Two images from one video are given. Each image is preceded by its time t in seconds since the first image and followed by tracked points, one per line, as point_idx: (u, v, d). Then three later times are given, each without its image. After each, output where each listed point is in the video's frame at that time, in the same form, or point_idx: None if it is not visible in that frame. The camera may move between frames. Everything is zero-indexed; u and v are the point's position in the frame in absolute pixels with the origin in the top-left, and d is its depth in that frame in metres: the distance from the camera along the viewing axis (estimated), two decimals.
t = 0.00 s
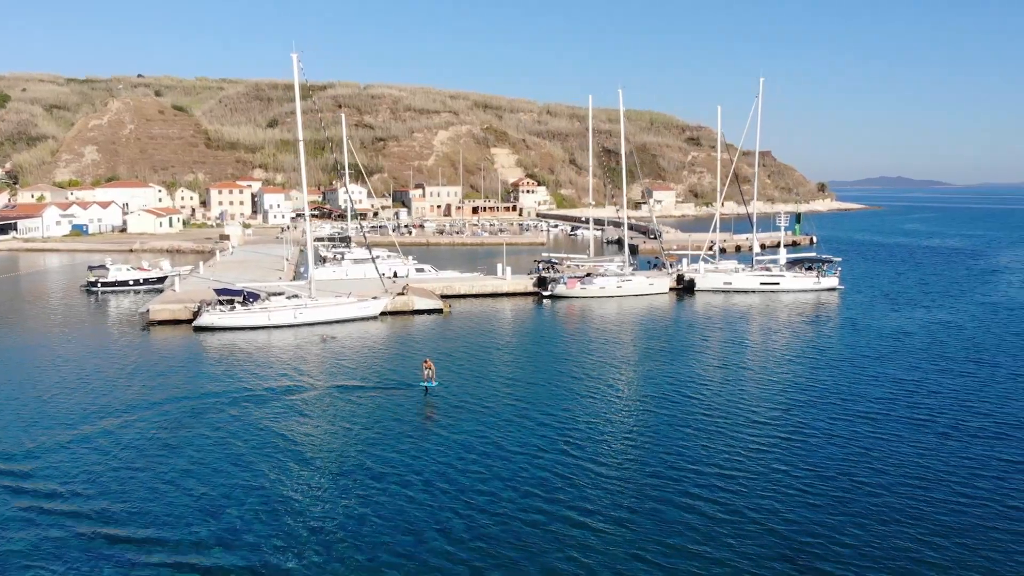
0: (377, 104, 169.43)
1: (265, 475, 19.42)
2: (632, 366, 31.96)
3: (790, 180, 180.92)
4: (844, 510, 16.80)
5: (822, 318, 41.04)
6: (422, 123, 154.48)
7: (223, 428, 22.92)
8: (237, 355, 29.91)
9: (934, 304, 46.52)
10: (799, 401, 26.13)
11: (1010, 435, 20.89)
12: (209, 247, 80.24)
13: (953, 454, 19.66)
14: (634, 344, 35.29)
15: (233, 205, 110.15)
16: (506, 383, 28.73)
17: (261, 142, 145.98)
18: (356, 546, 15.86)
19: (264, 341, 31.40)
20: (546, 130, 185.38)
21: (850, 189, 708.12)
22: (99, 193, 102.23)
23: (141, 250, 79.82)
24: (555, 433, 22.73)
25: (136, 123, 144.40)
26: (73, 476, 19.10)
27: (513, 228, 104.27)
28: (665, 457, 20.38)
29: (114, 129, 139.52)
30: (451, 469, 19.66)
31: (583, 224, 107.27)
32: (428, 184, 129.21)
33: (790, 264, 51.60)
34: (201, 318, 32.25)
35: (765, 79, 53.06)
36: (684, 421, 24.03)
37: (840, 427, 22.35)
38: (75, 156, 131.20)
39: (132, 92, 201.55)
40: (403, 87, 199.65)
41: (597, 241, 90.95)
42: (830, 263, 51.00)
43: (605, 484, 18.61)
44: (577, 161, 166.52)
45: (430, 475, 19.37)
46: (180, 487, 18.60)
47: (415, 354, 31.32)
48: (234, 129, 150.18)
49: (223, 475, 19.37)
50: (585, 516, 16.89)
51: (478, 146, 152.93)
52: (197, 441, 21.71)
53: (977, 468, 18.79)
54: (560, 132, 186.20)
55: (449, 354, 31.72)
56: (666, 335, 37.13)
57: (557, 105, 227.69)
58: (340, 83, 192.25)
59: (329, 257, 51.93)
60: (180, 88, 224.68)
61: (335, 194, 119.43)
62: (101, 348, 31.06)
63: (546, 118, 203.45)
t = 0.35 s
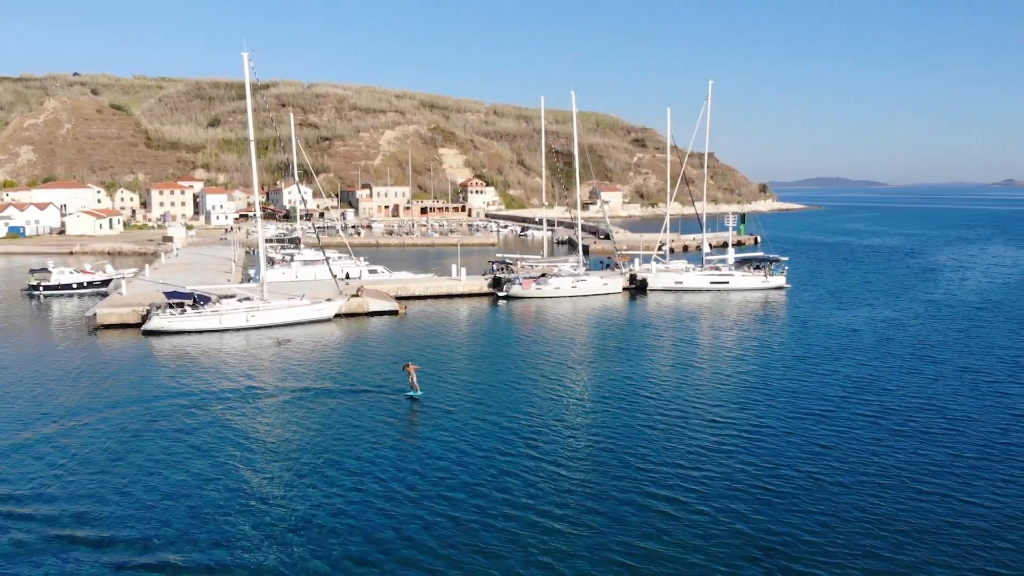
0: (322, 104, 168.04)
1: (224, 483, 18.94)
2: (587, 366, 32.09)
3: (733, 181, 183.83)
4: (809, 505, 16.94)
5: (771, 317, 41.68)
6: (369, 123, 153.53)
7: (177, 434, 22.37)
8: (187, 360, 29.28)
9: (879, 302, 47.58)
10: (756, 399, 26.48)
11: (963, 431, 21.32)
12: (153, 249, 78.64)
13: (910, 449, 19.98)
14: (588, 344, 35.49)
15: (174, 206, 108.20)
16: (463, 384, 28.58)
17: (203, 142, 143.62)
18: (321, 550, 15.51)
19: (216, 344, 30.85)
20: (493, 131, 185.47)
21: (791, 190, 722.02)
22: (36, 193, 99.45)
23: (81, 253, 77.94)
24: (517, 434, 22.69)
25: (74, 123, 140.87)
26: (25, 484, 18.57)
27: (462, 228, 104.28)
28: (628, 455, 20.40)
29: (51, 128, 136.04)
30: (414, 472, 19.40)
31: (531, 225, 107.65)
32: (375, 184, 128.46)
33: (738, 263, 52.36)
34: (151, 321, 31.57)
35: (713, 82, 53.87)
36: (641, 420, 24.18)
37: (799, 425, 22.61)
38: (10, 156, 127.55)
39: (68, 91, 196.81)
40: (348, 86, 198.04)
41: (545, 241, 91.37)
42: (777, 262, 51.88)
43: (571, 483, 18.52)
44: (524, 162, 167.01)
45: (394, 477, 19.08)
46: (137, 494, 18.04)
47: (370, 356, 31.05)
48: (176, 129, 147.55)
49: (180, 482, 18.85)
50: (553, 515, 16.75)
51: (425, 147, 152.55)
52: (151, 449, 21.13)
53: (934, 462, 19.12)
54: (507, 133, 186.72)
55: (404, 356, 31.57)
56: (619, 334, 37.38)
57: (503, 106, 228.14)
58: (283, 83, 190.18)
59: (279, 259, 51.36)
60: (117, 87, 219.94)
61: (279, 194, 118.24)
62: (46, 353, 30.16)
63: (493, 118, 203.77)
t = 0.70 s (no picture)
0: (284, 103, 166.74)
1: (200, 488, 18.57)
2: (560, 366, 32.17)
3: (696, 181, 185.41)
4: (790, 502, 17.03)
5: (738, 317, 42.07)
6: (332, 122, 152.59)
7: (148, 439, 21.99)
8: (155, 363, 28.87)
9: (843, 301, 48.24)
10: (728, 397, 26.72)
11: (934, 428, 21.60)
12: (114, 251, 77.48)
13: (885, 447, 20.17)
14: (559, 344, 35.59)
15: (134, 206, 106.60)
16: (433, 385, 28.53)
17: (163, 142, 141.73)
18: (303, 555, 15.28)
19: (185, 347, 30.51)
20: (457, 131, 185.13)
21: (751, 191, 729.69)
22: None
23: (40, 254, 76.52)
24: (494, 435, 22.64)
25: (30, 122, 138.23)
26: None
27: (427, 229, 104.00)
28: (606, 455, 20.39)
29: (6, 127, 133.44)
30: (393, 474, 19.17)
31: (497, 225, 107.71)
32: (339, 184, 127.69)
33: (705, 263, 52.79)
34: (118, 324, 31.10)
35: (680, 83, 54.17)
36: (617, 420, 24.28)
37: (773, 421, 22.75)
38: None
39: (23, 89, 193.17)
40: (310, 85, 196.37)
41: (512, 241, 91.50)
42: (744, 261, 52.39)
43: (553, 483, 18.46)
44: (489, 162, 167.04)
45: (373, 480, 18.85)
46: (109, 502, 17.63)
47: (342, 358, 30.85)
48: (135, 129, 145.51)
49: (154, 488, 18.48)
50: (538, 516, 16.66)
51: (389, 146, 151.95)
52: (120, 454, 20.71)
53: (908, 459, 19.33)
54: (471, 133, 186.62)
55: (376, 357, 31.41)
56: (590, 334, 37.54)
57: (467, 106, 227.94)
58: (245, 82, 188.37)
59: (247, 261, 50.89)
60: (73, 86, 216.32)
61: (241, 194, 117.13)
62: (8, 356, 29.54)
63: (457, 118, 203.68)
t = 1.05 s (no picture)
0: (260, 103, 165.91)
1: (191, 491, 18.42)
2: (547, 367, 32.17)
3: (674, 181, 186.14)
4: (782, 500, 17.13)
5: (721, 316, 42.27)
6: (309, 122, 151.96)
7: (136, 441, 21.82)
8: (140, 364, 28.65)
9: (824, 301, 48.56)
10: (715, 396, 26.86)
11: (921, 427, 21.79)
12: (91, 252, 76.78)
13: (874, 446, 20.32)
14: (544, 344, 35.63)
15: (109, 206, 105.56)
16: (420, 386, 28.46)
17: (139, 142, 140.63)
18: (299, 558, 15.16)
19: (170, 348, 30.31)
20: (435, 131, 184.86)
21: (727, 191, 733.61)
22: None
23: (16, 255, 75.67)
24: (484, 435, 22.60)
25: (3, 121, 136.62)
26: None
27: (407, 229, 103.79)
28: (598, 454, 20.43)
29: None
30: (385, 476, 19.09)
31: (477, 226, 107.69)
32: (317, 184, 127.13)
33: (688, 263, 53.03)
34: (102, 326, 30.85)
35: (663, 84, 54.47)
36: (606, 420, 24.31)
37: (762, 421, 22.86)
38: None
39: None
40: (287, 84, 195.38)
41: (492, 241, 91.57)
42: (727, 261, 52.66)
43: (546, 483, 18.45)
44: (468, 162, 166.97)
45: (365, 481, 18.75)
46: (99, 506, 17.44)
47: (328, 359, 30.72)
48: (110, 128, 144.25)
49: (145, 491, 18.31)
50: (532, 517, 16.64)
51: (368, 146, 151.51)
52: (109, 457, 20.54)
53: (898, 458, 19.48)
54: (450, 132, 186.44)
55: (362, 359, 31.27)
56: (575, 334, 37.61)
57: (445, 106, 227.66)
58: (221, 81, 187.16)
59: (228, 261, 50.64)
60: (46, 85, 214.07)
61: (218, 194, 116.48)
62: None
63: (435, 118, 203.42)
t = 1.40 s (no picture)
0: (248, 103, 165.44)
1: (193, 494, 18.33)
2: (541, 367, 32.17)
3: (664, 181, 186.43)
4: (787, 501, 17.20)
5: (715, 316, 42.38)
6: (298, 122, 151.63)
7: (136, 443, 21.74)
8: (136, 366, 28.54)
9: (817, 301, 48.74)
10: (713, 396, 26.96)
11: (919, 426, 21.92)
12: (79, 253, 76.39)
13: (875, 447, 20.39)
14: (538, 345, 35.66)
15: (96, 207, 105.03)
16: (418, 385, 28.47)
17: (126, 142, 140.02)
18: (306, 561, 15.08)
19: (166, 349, 30.23)
20: (424, 132, 184.64)
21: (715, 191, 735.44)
22: None
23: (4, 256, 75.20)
24: (483, 436, 22.58)
25: None
26: None
27: (396, 229, 103.59)
28: (599, 455, 20.45)
29: None
30: (387, 477, 19.05)
31: (467, 227, 107.61)
32: (306, 185, 126.87)
33: (682, 263, 53.15)
34: (97, 327, 30.72)
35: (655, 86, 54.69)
36: (605, 420, 24.36)
37: (762, 421, 22.97)
38: None
39: None
40: (275, 85, 194.88)
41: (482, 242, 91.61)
42: (720, 261, 52.81)
43: (550, 483, 18.47)
44: (457, 162, 166.87)
45: (368, 483, 18.70)
46: (101, 510, 17.32)
47: (323, 360, 30.64)
48: (97, 129, 143.55)
49: (146, 494, 18.22)
50: (538, 518, 16.61)
51: (357, 146, 151.31)
52: (110, 459, 20.47)
53: (899, 458, 19.56)
54: (439, 133, 186.37)
55: (357, 360, 31.25)
56: (569, 334, 37.66)
57: (433, 106, 227.47)
58: (209, 82, 186.49)
59: (220, 262, 50.53)
60: (31, 85, 212.74)
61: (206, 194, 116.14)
62: None
63: (423, 118, 203.25)
